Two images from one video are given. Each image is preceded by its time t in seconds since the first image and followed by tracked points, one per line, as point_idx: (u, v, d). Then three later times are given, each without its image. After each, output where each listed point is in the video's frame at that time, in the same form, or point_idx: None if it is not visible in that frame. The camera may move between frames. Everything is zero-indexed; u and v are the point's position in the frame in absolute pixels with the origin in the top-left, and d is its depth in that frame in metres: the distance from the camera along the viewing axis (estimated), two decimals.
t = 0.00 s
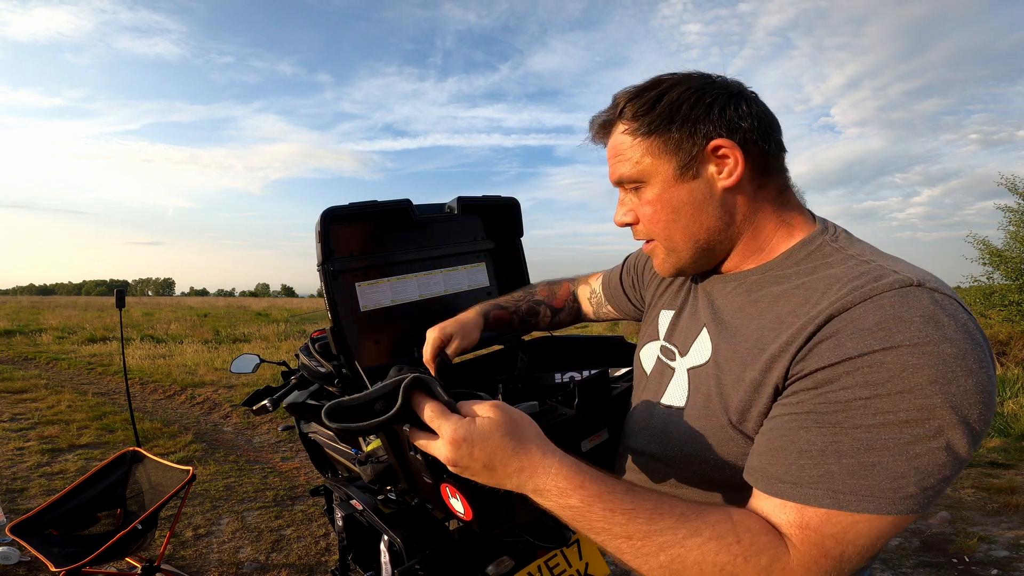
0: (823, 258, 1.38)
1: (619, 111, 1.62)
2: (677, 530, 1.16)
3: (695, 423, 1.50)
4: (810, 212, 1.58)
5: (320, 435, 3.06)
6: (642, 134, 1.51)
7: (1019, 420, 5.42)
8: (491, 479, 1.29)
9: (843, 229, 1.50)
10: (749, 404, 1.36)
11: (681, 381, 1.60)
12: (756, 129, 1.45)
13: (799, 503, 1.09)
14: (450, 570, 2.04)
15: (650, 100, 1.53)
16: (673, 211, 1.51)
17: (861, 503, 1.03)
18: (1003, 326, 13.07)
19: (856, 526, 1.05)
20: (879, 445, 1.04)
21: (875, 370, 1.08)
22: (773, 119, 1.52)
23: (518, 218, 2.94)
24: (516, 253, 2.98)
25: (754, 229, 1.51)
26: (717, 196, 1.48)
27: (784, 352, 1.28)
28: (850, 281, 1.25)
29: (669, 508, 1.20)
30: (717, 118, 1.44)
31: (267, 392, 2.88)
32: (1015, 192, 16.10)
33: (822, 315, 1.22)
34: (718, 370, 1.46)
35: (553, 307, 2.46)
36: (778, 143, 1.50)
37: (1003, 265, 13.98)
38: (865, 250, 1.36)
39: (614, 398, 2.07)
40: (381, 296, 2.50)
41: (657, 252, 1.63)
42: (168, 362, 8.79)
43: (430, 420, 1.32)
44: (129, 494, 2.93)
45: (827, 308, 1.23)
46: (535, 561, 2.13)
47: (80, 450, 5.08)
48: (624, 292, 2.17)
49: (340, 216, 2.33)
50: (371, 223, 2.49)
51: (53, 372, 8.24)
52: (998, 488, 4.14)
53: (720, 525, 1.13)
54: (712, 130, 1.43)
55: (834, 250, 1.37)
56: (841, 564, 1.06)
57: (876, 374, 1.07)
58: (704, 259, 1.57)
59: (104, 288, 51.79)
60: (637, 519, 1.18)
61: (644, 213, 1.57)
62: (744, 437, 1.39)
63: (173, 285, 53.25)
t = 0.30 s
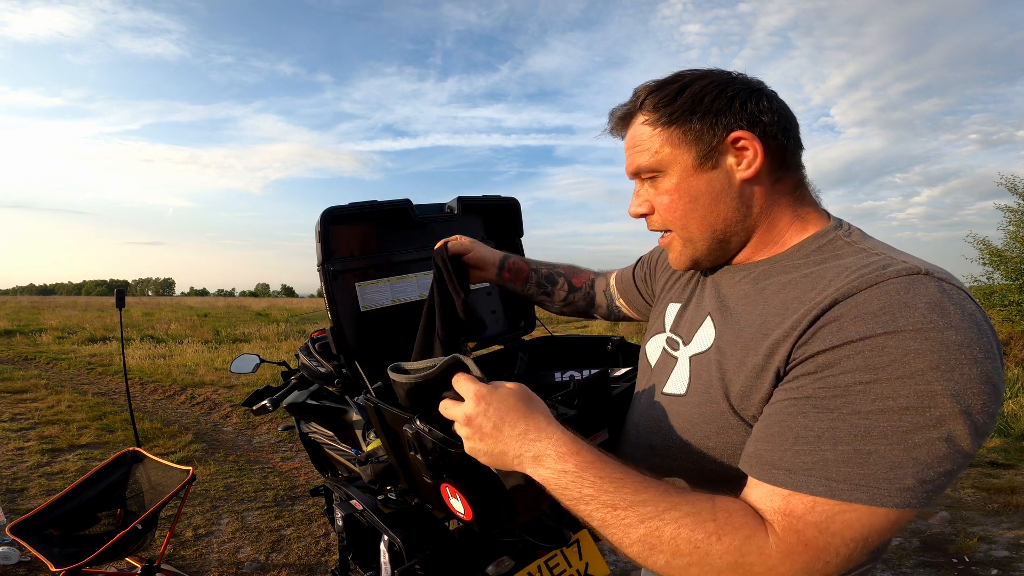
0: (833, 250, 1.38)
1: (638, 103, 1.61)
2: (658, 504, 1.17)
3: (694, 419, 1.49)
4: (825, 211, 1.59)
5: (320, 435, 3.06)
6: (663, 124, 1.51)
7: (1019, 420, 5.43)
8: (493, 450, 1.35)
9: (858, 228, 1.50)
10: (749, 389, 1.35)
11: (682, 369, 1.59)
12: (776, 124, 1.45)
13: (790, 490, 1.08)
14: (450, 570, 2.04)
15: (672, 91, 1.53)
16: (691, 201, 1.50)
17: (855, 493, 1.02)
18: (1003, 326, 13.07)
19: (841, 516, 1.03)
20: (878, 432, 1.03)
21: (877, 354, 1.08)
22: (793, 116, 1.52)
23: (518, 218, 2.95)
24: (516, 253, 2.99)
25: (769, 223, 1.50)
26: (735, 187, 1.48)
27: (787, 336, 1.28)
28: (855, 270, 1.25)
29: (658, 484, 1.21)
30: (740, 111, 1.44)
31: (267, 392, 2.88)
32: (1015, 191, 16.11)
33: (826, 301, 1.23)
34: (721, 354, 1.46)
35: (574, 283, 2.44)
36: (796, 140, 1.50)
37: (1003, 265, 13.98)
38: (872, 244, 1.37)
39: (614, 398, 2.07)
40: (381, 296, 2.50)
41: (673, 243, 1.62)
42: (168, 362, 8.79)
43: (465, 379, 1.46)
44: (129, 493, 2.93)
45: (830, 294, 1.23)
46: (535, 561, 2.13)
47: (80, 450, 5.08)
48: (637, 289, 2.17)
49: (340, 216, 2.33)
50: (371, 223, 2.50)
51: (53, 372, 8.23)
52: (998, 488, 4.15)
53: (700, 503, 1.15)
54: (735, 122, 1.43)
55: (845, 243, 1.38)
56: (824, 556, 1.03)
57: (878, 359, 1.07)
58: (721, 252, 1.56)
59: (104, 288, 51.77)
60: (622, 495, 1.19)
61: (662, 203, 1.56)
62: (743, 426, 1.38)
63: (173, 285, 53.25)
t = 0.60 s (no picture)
0: (833, 252, 1.39)
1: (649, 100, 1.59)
2: (667, 503, 1.18)
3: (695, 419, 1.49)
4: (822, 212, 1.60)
5: (320, 435, 3.06)
6: (682, 115, 1.48)
7: (1019, 420, 5.42)
8: (514, 461, 1.35)
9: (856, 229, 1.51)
10: (752, 387, 1.34)
11: (684, 369, 1.58)
12: (785, 127, 1.49)
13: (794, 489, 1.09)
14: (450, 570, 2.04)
15: (686, 89, 1.52)
16: (710, 194, 1.46)
17: (860, 491, 1.02)
18: (1003, 326, 13.04)
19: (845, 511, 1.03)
20: (881, 432, 1.03)
21: (877, 355, 1.08)
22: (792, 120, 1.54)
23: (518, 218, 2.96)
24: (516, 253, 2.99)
25: (777, 220, 1.50)
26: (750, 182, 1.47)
27: (788, 336, 1.27)
28: (852, 271, 1.25)
29: (666, 486, 1.22)
30: (758, 109, 1.45)
31: (267, 392, 2.88)
32: (1015, 191, 16.11)
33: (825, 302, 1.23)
34: (723, 353, 1.45)
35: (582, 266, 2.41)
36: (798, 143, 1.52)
37: (1002, 264, 13.98)
38: (869, 245, 1.37)
39: (614, 398, 2.06)
40: (381, 296, 2.50)
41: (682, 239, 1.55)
42: (168, 362, 8.79)
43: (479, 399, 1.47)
44: (129, 494, 2.93)
45: (829, 296, 1.23)
46: (535, 561, 2.13)
47: (80, 450, 5.08)
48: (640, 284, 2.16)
49: (340, 216, 2.34)
50: (371, 224, 2.50)
51: (53, 372, 8.24)
52: (998, 488, 4.14)
53: (705, 504, 1.16)
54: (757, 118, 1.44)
55: (845, 244, 1.38)
56: (829, 553, 1.03)
57: (878, 359, 1.08)
58: (732, 249, 1.53)
59: (104, 288, 51.75)
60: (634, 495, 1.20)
61: (676, 195, 1.51)
62: (749, 425, 1.37)
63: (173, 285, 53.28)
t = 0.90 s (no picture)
0: (832, 250, 1.39)
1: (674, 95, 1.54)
2: (678, 504, 1.18)
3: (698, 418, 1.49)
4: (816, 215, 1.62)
5: (320, 435, 3.06)
6: (723, 109, 1.47)
7: (1019, 420, 5.42)
8: (527, 470, 1.34)
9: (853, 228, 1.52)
10: (763, 388, 1.34)
11: (689, 371, 1.58)
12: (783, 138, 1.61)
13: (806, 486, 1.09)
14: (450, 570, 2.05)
15: (714, 86, 1.50)
16: (756, 187, 1.44)
17: (873, 486, 1.02)
18: (1003, 326, 13.03)
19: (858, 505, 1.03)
20: (890, 427, 1.03)
21: (883, 352, 1.08)
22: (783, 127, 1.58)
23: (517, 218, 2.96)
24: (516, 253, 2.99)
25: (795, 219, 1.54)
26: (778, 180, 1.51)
27: (795, 336, 1.27)
28: (853, 270, 1.26)
29: (675, 487, 1.23)
30: (774, 118, 1.54)
31: (267, 392, 2.88)
32: (1015, 191, 16.12)
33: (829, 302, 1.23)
34: (731, 354, 1.44)
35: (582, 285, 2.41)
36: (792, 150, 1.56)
37: (1003, 265, 13.98)
38: (868, 243, 1.38)
39: (614, 398, 2.06)
40: (381, 296, 2.50)
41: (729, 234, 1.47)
42: (168, 362, 8.79)
43: (489, 404, 1.43)
44: (129, 493, 2.93)
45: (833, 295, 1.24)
46: (535, 561, 2.13)
47: (80, 450, 5.08)
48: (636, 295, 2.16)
49: (340, 216, 2.33)
50: (371, 224, 2.50)
51: (53, 372, 8.24)
52: (998, 488, 4.14)
53: (716, 504, 1.16)
54: (774, 126, 1.53)
55: (843, 243, 1.39)
56: (844, 548, 1.03)
57: (884, 355, 1.08)
58: (763, 250, 1.50)
59: (104, 288, 51.76)
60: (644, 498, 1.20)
61: (722, 186, 1.45)
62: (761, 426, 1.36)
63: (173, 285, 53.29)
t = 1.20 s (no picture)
0: (828, 250, 1.40)
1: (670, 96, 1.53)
2: (682, 508, 1.18)
3: (698, 417, 1.49)
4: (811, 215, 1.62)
5: (320, 435, 3.06)
6: (715, 112, 1.47)
7: (1019, 420, 5.42)
8: (526, 475, 1.33)
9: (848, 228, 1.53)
10: (763, 389, 1.33)
11: (689, 372, 1.58)
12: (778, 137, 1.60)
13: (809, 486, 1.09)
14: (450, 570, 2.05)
15: (707, 88, 1.50)
16: (746, 191, 1.44)
17: (877, 486, 1.02)
18: (1003, 326, 13.02)
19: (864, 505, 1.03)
20: (893, 428, 1.03)
21: (883, 352, 1.08)
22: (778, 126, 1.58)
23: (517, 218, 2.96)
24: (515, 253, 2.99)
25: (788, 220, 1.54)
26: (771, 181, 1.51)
27: (794, 338, 1.27)
28: (850, 270, 1.26)
29: (677, 490, 1.23)
30: (768, 118, 1.54)
31: (266, 392, 2.88)
32: (1015, 191, 16.12)
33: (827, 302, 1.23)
34: (731, 355, 1.44)
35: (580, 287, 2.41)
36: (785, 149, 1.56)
37: (1003, 265, 13.98)
38: (862, 243, 1.38)
39: (614, 398, 2.06)
40: (381, 296, 2.50)
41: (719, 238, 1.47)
42: (168, 362, 8.79)
43: (487, 409, 1.43)
44: (129, 493, 2.93)
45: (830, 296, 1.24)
46: (535, 561, 2.13)
47: (80, 450, 5.08)
48: (632, 297, 2.16)
49: (340, 216, 2.33)
50: (371, 223, 2.50)
51: (53, 372, 8.25)
52: (998, 488, 4.14)
53: (720, 506, 1.16)
54: (767, 126, 1.53)
55: (838, 243, 1.39)
56: (850, 548, 1.03)
57: (884, 356, 1.07)
58: (756, 252, 1.50)
59: (104, 288, 51.78)
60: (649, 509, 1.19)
61: (714, 191, 1.45)
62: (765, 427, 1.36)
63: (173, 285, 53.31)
